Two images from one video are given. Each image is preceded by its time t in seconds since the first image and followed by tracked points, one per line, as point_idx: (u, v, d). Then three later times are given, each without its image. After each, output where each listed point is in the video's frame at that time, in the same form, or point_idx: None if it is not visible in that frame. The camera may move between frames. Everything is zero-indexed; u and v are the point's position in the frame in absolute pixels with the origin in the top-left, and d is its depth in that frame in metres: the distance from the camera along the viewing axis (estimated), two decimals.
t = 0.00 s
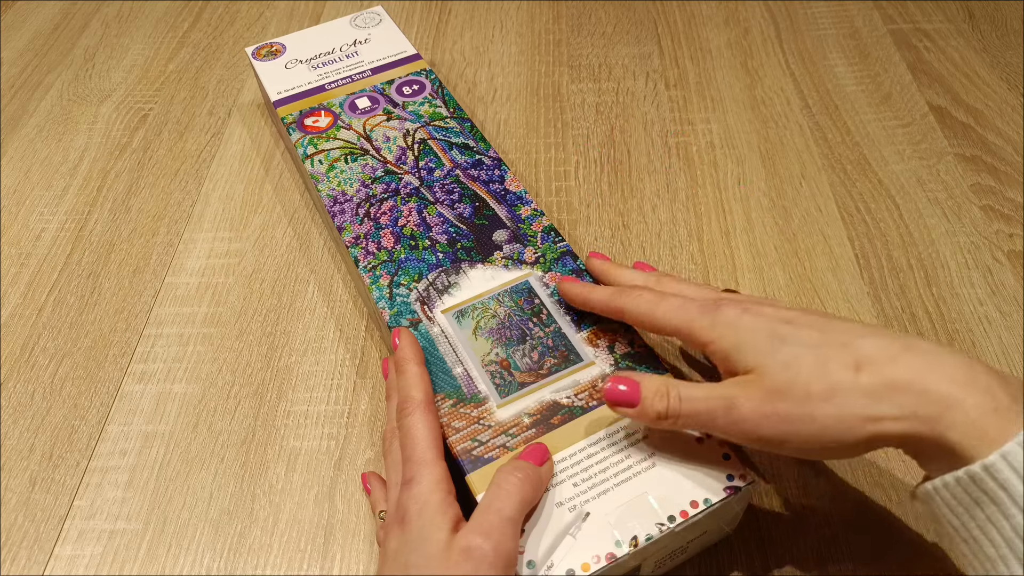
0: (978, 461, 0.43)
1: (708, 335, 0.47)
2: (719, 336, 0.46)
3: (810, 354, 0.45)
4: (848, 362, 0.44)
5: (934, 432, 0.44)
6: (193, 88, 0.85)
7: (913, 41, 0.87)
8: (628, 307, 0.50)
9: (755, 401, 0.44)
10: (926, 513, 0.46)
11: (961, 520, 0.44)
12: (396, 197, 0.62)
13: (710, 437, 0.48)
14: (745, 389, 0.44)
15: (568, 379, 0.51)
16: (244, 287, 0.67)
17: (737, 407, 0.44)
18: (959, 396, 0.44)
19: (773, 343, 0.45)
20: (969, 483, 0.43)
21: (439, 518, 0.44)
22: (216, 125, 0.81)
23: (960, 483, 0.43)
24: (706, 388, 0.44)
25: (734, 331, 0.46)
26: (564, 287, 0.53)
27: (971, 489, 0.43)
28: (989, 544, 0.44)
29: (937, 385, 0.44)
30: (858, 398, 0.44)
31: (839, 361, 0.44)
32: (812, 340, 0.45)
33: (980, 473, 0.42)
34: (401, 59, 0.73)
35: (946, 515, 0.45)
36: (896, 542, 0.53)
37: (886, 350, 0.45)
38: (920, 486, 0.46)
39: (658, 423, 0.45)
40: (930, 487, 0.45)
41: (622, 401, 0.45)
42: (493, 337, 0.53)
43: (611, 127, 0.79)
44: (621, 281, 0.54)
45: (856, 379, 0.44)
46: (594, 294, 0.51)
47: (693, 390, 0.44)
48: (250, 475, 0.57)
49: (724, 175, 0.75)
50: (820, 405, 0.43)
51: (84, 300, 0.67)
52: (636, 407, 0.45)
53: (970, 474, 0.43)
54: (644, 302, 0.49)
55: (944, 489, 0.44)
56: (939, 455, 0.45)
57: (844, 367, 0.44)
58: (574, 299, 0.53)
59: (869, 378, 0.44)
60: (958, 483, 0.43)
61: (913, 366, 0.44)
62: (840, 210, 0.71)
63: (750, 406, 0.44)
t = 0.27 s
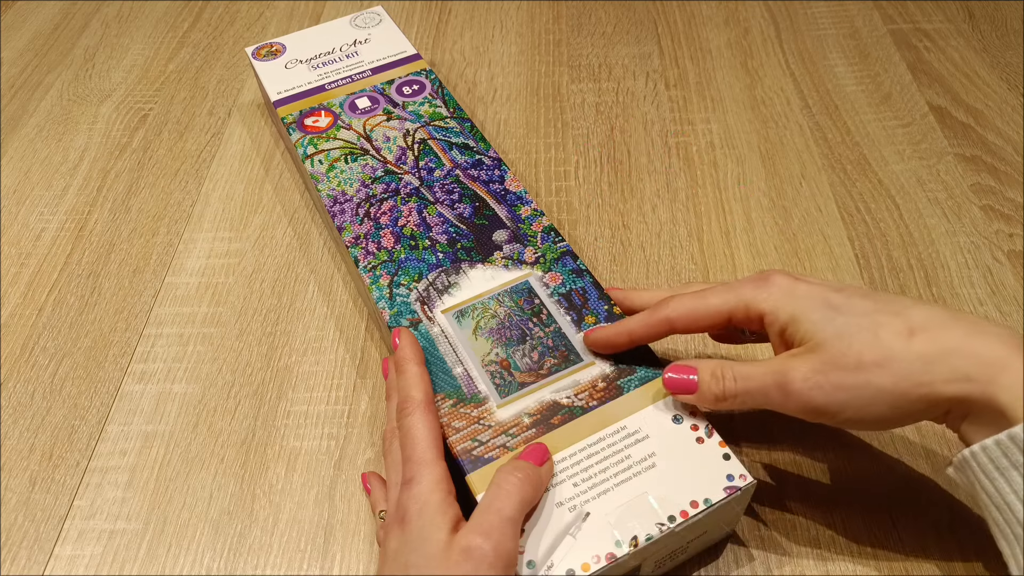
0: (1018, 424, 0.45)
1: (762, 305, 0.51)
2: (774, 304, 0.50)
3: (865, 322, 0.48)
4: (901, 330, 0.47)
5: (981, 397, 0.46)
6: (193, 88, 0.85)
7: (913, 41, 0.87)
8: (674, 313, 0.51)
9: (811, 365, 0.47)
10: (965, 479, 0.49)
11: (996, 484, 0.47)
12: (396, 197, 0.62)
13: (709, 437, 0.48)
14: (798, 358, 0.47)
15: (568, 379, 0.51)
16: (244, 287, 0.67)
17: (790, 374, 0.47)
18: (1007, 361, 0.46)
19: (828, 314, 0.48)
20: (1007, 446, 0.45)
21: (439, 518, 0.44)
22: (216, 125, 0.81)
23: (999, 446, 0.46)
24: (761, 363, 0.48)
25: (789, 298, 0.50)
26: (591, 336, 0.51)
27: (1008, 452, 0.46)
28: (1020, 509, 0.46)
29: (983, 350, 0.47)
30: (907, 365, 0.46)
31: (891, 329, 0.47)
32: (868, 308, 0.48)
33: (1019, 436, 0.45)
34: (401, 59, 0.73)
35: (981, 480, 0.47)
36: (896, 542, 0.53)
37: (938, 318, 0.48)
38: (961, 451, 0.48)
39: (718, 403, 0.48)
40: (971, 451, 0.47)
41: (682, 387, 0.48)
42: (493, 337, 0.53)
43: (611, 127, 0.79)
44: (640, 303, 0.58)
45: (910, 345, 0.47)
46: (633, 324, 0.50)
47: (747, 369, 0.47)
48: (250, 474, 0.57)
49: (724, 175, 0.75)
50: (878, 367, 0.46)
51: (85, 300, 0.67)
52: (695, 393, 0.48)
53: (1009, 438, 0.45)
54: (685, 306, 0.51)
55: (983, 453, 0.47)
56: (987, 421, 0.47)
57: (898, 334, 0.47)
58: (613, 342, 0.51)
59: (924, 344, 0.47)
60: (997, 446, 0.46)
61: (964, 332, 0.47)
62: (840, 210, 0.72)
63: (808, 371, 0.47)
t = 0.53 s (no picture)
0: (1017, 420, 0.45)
1: (769, 305, 0.51)
2: (781, 303, 0.50)
3: (869, 322, 0.48)
4: (904, 329, 0.47)
5: (983, 394, 0.47)
6: (193, 88, 0.85)
7: (913, 41, 0.87)
8: (682, 318, 0.51)
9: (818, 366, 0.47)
10: (966, 476, 0.49)
11: (995, 480, 0.47)
12: (396, 197, 0.62)
13: (710, 437, 0.48)
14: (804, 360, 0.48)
15: (568, 379, 0.51)
16: (244, 287, 0.67)
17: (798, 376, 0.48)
18: (1009, 358, 0.46)
19: (834, 315, 0.49)
20: (1006, 442, 0.46)
21: (439, 518, 0.44)
22: (216, 125, 0.81)
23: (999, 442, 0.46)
24: (768, 369, 0.48)
25: (796, 297, 0.50)
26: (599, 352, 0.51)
27: (1007, 447, 0.46)
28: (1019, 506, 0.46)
29: (985, 348, 0.47)
30: (909, 364, 0.47)
31: (896, 328, 0.48)
32: (871, 308, 0.49)
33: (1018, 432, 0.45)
34: (401, 59, 0.73)
35: (981, 477, 0.48)
36: (896, 542, 0.53)
37: (941, 317, 0.48)
38: (961, 447, 0.48)
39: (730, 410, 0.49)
40: (971, 447, 0.47)
41: (694, 395, 0.49)
42: (493, 337, 0.53)
43: (611, 127, 0.79)
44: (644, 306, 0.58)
45: (914, 344, 0.47)
46: (643, 334, 0.50)
47: (754, 374, 0.48)
48: (250, 474, 0.57)
49: (724, 175, 0.75)
50: (884, 365, 0.47)
51: (84, 300, 0.67)
52: (707, 401, 0.49)
53: (1009, 433, 0.45)
54: (692, 311, 0.51)
55: (982, 449, 0.47)
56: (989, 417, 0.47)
57: (901, 334, 0.47)
58: (625, 355, 0.50)
59: (926, 343, 0.47)
60: (997, 442, 0.46)
61: (966, 330, 0.47)
62: (839, 210, 0.72)
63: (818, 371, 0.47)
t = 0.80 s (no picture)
0: (1016, 420, 0.45)
1: (769, 303, 0.51)
2: (782, 300, 0.50)
3: (868, 321, 0.48)
4: (905, 328, 0.48)
5: (983, 394, 0.47)
6: (193, 88, 0.85)
7: (913, 41, 0.87)
8: (684, 319, 0.51)
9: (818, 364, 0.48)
10: (965, 475, 0.49)
11: (994, 480, 0.47)
12: (396, 197, 0.62)
13: (710, 437, 0.48)
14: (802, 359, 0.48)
15: (568, 379, 0.51)
16: (244, 287, 0.67)
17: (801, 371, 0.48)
18: (1009, 358, 0.46)
19: (834, 313, 0.49)
20: (1005, 442, 0.46)
21: (439, 518, 0.44)
22: (216, 125, 0.81)
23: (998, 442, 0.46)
24: (768, 369, 0.49)
25: (796, 294, 0.50)
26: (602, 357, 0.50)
27: (1006, 447, 0.46)
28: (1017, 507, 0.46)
29: (984, 348, 0.47)
30: (909, 364, 0.47)
31: (897, 327, 0.48)
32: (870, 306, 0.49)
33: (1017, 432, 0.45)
34: (401, 58, 0.73)
35: (980, 477, 0.48)
36: (896, 541, 0.53)
37: (940, 316, 0.48)
38: (961, 448, 0.48)
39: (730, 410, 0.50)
40: (970, 447, 0.47)
41: (695, 396, 0.49)
42: (493, 337, 0.53)
43: (611, 127, 0.79)
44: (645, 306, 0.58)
45: (914, 343, 0.47)
46: (645, 337, 0.50)
47: (754, 374, 0.48)
48: (250, 474, 0.57)
49: (724, 175, 0.75)
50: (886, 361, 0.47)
51: (84, 300, 0.67)
52: (708, 401, 0.49)
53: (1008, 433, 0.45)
54: (694, 311, 0.51)
55: (981, 449, 0.47)
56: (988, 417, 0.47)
57: (901, 333, 0.47)
58: (630, 359, 0.50)
59: (926, 342, 0.47)
60: (996, 442, 0.46)
61: (966, 330, 0.48)
62: (840, 210, 0.72)
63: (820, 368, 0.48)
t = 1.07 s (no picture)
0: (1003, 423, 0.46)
1: (763, 296, 0.51)
2: (775, 294, 0.50)
3: (859, 320, 0.48)
4: (895, 330, 0.48)
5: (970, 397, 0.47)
6: (193, 88, 0.85)
7: (913, 41, 0.87)
8: (677, 307, 0.51)
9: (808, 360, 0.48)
10: (954, 479, 0.49)
11: (983, 483, 0.47)
12: (396, 197, 0.62)
13: (709, 437, 0.48)
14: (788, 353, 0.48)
15: (568, 379, 0.51)
16: (244, 287, 0.67)
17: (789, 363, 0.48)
18: (994, 363, 0.47)
19: (825, 311, 0.49)
20: (995, 446, 0.46)
21: (439, 518, 0.44)
22: (216, 125, 0.81)
23: (988, 445, 0.46)
24: (756, 363, 0.48)
25: (790, 289, 0.50)
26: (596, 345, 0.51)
27: (994, 450, 0.46)
28: (1006, 510, 0.46)
29: (971, 351, 0.47)
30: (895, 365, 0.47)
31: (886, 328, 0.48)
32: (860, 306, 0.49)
33: (1006, 435, 0.45)
34: (401, 58, 0.73)
35: (969, 480, 0.48)
36: (896, 542, 0.53)
37: (930, 319, 0.49)
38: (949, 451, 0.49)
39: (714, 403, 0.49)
40: (959, 450, 0.48)
41: (682, 386, 0.49)
42: (493, 337, 0.53)
43: (611, 127, 0.79)
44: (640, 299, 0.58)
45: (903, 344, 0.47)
46: (639, 324, 0.50)
47: (742, 367, 0.48)
48: (250, 474, 0.57)
49: (724, 175, 0.75)
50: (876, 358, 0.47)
51: (84, 300, 0.67)
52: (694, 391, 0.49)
53: (997, 436, 0.46)
54: (687, 300, 0.51)
55: (971, 453, 0.47)
56: (972, 419, 0.48)
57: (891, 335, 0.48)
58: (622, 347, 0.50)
59: (915, 344, 0.47)
60: (985, 446, 0.46)
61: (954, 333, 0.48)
62: (839, 210, 0.72)
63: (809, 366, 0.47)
